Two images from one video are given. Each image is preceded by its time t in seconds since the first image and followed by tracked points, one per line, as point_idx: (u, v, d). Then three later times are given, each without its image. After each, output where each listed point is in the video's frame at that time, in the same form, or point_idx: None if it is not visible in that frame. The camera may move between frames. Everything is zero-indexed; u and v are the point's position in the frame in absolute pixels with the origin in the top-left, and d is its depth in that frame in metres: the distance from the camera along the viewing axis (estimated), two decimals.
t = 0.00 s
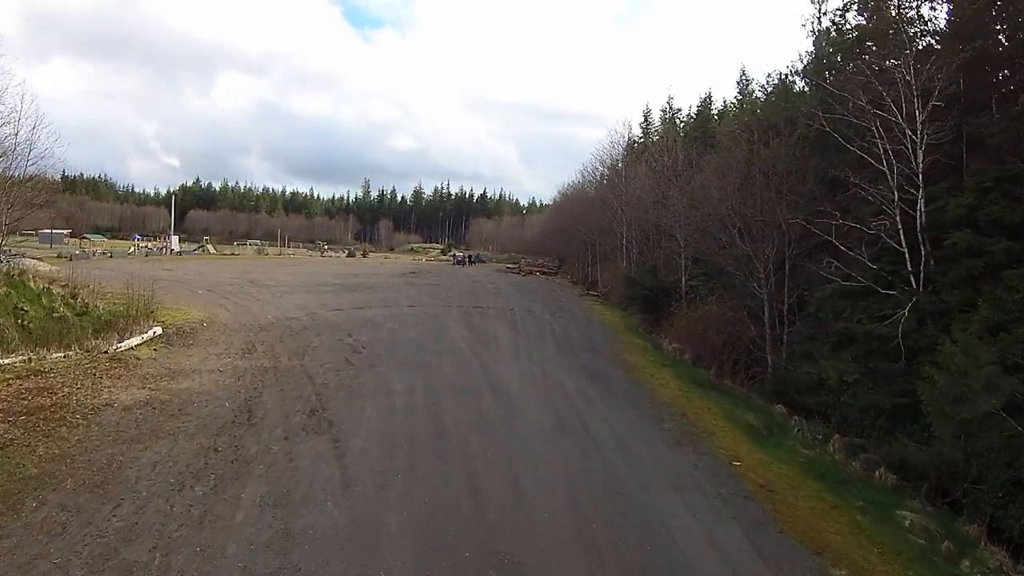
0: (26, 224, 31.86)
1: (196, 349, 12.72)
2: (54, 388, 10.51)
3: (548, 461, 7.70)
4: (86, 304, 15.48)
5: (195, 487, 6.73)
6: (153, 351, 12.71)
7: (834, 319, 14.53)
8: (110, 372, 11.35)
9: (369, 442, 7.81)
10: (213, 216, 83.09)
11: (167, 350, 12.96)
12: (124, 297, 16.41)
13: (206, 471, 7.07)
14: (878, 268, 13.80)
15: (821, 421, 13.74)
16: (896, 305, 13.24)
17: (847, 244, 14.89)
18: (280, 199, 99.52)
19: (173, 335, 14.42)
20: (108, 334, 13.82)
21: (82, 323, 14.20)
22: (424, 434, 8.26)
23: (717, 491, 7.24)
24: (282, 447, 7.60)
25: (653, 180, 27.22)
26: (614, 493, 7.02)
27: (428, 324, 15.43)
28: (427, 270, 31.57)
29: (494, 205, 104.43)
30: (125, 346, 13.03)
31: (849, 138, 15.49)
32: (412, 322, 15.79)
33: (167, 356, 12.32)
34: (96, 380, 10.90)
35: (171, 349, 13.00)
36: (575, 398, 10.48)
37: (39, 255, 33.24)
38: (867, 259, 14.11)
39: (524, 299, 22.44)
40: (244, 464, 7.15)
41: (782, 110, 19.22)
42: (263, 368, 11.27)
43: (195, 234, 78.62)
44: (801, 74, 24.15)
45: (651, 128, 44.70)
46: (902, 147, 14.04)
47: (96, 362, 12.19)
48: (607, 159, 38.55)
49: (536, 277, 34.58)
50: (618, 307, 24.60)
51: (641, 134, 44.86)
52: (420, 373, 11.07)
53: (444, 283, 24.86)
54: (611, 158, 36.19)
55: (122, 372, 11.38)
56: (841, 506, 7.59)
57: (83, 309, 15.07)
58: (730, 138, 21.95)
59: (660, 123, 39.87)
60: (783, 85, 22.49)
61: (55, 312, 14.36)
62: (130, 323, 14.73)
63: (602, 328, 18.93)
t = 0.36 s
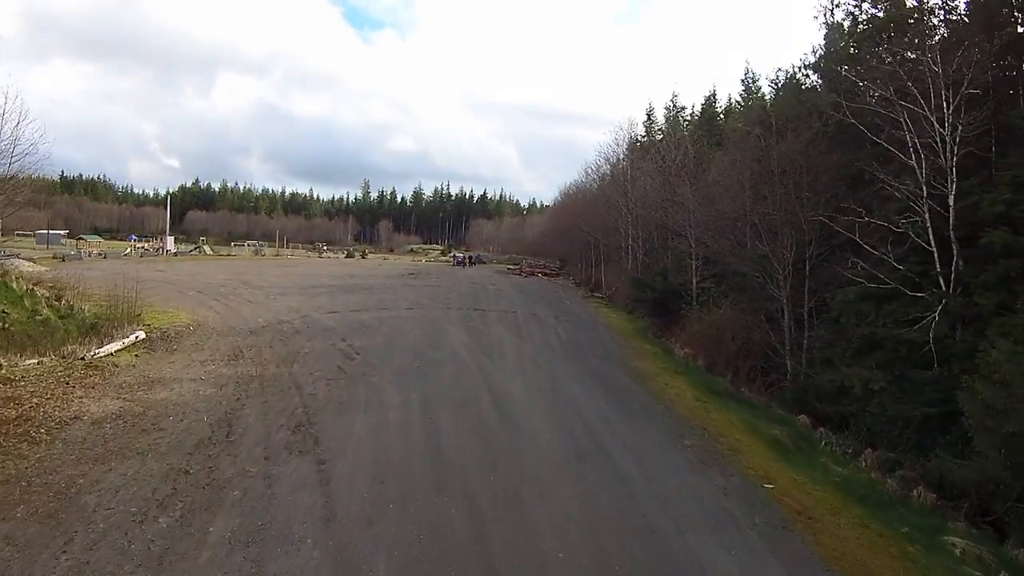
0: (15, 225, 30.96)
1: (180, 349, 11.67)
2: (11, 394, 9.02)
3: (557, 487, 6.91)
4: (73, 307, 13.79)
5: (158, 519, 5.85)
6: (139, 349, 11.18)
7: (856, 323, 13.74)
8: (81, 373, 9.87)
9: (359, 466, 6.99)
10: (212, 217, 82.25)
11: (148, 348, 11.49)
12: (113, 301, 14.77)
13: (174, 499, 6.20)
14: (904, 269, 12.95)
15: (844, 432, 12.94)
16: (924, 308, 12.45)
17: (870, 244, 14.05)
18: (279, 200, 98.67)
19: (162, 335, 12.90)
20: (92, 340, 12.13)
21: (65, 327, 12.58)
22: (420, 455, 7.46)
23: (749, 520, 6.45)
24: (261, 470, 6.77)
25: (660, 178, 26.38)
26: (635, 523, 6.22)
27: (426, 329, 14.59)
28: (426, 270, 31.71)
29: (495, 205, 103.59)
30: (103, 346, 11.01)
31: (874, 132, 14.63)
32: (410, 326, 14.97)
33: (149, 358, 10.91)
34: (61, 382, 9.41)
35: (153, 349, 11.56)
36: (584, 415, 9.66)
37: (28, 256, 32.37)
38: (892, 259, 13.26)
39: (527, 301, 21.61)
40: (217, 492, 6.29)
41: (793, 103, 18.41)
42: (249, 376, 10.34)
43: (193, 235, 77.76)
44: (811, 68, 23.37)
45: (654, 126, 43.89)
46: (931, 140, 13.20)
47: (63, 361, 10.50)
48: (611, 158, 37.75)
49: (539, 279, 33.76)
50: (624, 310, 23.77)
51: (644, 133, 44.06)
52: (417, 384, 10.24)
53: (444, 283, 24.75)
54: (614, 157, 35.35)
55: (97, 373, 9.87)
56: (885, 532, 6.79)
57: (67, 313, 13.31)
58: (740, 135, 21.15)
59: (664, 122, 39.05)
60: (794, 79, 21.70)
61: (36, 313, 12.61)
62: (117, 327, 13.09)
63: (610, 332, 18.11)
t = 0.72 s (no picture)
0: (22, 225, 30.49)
1: (178, 351, 10.74)
2: None
3: (588, 518, 6.02)
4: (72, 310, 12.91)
5: (130, 554, 4.83)
6: (133, 356, 10.05)
7: (900, 326, 12.76)
8: (63, 376, 8.50)
9: (360, 495, 6.15)
10: (224, 218, 82.19)
11: (140, 355, 10.22)
12: (113, 303, 13.87)
13: (150, 529, 5.19)
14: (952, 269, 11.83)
15: (889, 445, 12.00)
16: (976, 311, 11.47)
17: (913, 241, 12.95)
18: (292, 201, 98.53)
19: (161, 338, 11.67)
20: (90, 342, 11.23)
21: (60, 330, 11.70)
22: (432, 482, 6.61)
23: (812, 562, 5.55)
24: (251, 497, 5.88)
25: (681, 174, 25.33)
26: (683, 564, 5.34)
27: (438, 333, 13.72)
28: (438, 270, 31.71)
29: (508, 206, 102.86)
30: (97, 349, 9.95)
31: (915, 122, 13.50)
32: (421, 330, 14.11)
33: (142, 364, 9.65)
34: (35, 385, 8.06)
35: (146, 355, 10.25)
36: (611, 432, 8.75)
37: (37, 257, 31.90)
38: (937, 257, 12.16)
39: (545, 304, 20.69)
40: (197, 518, 5.40)
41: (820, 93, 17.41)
42: (248, 383, 9.47)
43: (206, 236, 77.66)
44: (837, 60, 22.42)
45: (670, 125, 43.01)
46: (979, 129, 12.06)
47: (40, 364, 9.00)
48: (626, 157, 36.87)
49: (554, 280, 32.90)
50: (645, 313, 22.77)
51: (660, 131, 43.16)
52: (426, 394, 9.37)
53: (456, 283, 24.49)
54: (631, 154, 34.33)
55: (80, 377, 8.52)
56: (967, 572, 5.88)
57: (65, 317, 12.47)
58: (765, 129, 20.20)
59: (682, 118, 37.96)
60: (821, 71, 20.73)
61: (33, 317, 11.86)
62: (116, 330, 12.16)
63: (632, 336, 17.18)
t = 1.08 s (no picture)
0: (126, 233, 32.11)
1: (249, 357, 10.38)
2: (37, 401, 7.34)
3: (697, 557, 4.90)
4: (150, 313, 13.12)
5: None
6: (201, 360, 9.75)
7: None
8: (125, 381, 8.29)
9: (426, 524, 5.28)
10: (316, 223, 85.16)
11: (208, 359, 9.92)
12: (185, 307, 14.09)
13: (186, 562, 4.48)
14: None
15: None
16: None
17: None
18: (379, 206, 100.92)
19: (232, 343, 11.41)
20: (160, 343, 11.21)
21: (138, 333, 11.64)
22: (506, 510, 5.61)
23: None
24: (303, 527, 5.08)
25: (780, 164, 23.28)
26: None
27: (519, 334, 12.82)
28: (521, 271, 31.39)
29: (592, 206, 101.06)
30: (163, 352, 9.75)
31: None
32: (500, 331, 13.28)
33: (208, 371, 9.30)
34: (98, 393, 7.80)
35: (214, 360, 9.94)
36: (716, 451, 7.51)
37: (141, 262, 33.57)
38: None
39: (632, 305, 19.41)
40: (239, 552, 4.65)
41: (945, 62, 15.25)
42: (319, 389, 8.89)
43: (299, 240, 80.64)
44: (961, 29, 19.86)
45: (763, 115, 40.35)
46: None
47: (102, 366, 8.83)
48: (717, 150, 34.74)
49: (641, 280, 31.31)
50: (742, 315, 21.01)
51: (753, 122, 40.58)
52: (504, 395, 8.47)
53: (540, 284, 23.88)
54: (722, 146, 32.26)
55: (142, 385, 8.23)
56: None
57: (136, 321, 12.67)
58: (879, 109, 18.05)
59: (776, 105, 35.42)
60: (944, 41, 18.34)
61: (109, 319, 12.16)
62: (188, 333, 12.07)
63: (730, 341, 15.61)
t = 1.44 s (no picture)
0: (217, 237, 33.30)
1: (314, 360, 9.87)
2: (89, 409, 7.20)
3: None
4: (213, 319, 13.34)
5: None
6: (262, 366, 9.35)
7: None
8: (180, 388, 8.07)
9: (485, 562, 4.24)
10: (397, 226, 86.64)
11: (271, 363, 9.53)
12: (250, 314, 14.22)
13: None
14: None
15: None
16: None
17: None
18: (459, 208, 101.69)
19: (298, 344, 11.01)
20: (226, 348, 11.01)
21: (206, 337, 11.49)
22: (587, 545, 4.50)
23: None
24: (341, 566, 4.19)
25: (873, 154, 21.03)
26: None
27: (599, 336, 11.73)
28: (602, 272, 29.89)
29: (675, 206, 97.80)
30: (225, 358, 9.46)
31: None
32: (580, 331, 12.21)
33: (269, 377, 8.85)
34: (151, 401, 7.53)
35: (277, 364, 9.54)
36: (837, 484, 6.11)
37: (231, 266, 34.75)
38: None
39: (719, 307, 17.88)
40: None
41: None
42: (385, 390, 8.16)
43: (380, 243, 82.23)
44: None
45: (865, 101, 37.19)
46: None
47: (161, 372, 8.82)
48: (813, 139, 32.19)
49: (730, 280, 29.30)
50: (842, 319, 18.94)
51: (853, 110, 37.53)
52: (580, 406, 7.39)
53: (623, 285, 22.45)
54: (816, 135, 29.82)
55: (198, 393, 7.89)
56: None
57: (199, 336, 12.93)
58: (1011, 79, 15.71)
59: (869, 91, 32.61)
60: None
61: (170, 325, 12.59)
62: (254, 336, 11.86)
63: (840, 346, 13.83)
